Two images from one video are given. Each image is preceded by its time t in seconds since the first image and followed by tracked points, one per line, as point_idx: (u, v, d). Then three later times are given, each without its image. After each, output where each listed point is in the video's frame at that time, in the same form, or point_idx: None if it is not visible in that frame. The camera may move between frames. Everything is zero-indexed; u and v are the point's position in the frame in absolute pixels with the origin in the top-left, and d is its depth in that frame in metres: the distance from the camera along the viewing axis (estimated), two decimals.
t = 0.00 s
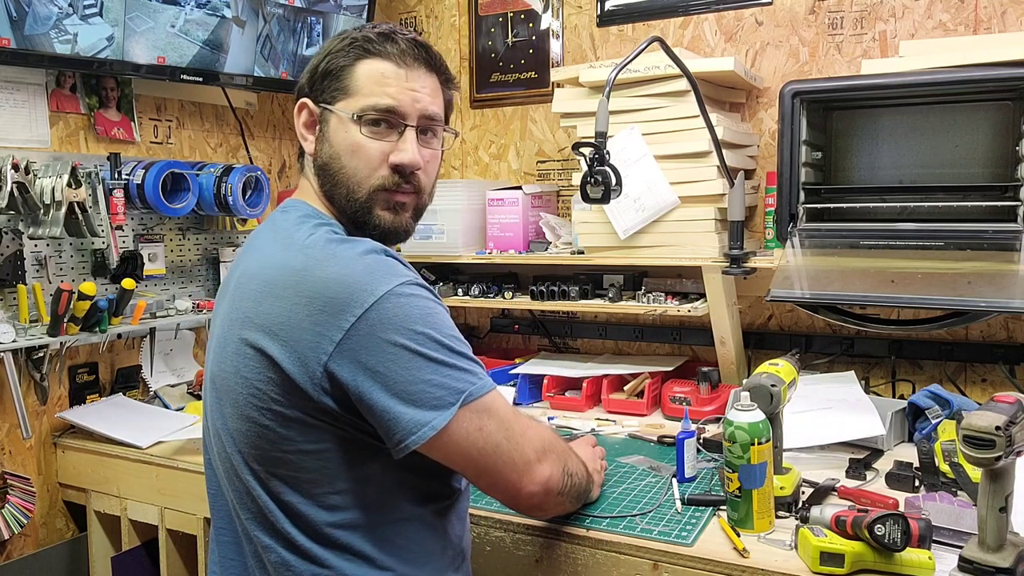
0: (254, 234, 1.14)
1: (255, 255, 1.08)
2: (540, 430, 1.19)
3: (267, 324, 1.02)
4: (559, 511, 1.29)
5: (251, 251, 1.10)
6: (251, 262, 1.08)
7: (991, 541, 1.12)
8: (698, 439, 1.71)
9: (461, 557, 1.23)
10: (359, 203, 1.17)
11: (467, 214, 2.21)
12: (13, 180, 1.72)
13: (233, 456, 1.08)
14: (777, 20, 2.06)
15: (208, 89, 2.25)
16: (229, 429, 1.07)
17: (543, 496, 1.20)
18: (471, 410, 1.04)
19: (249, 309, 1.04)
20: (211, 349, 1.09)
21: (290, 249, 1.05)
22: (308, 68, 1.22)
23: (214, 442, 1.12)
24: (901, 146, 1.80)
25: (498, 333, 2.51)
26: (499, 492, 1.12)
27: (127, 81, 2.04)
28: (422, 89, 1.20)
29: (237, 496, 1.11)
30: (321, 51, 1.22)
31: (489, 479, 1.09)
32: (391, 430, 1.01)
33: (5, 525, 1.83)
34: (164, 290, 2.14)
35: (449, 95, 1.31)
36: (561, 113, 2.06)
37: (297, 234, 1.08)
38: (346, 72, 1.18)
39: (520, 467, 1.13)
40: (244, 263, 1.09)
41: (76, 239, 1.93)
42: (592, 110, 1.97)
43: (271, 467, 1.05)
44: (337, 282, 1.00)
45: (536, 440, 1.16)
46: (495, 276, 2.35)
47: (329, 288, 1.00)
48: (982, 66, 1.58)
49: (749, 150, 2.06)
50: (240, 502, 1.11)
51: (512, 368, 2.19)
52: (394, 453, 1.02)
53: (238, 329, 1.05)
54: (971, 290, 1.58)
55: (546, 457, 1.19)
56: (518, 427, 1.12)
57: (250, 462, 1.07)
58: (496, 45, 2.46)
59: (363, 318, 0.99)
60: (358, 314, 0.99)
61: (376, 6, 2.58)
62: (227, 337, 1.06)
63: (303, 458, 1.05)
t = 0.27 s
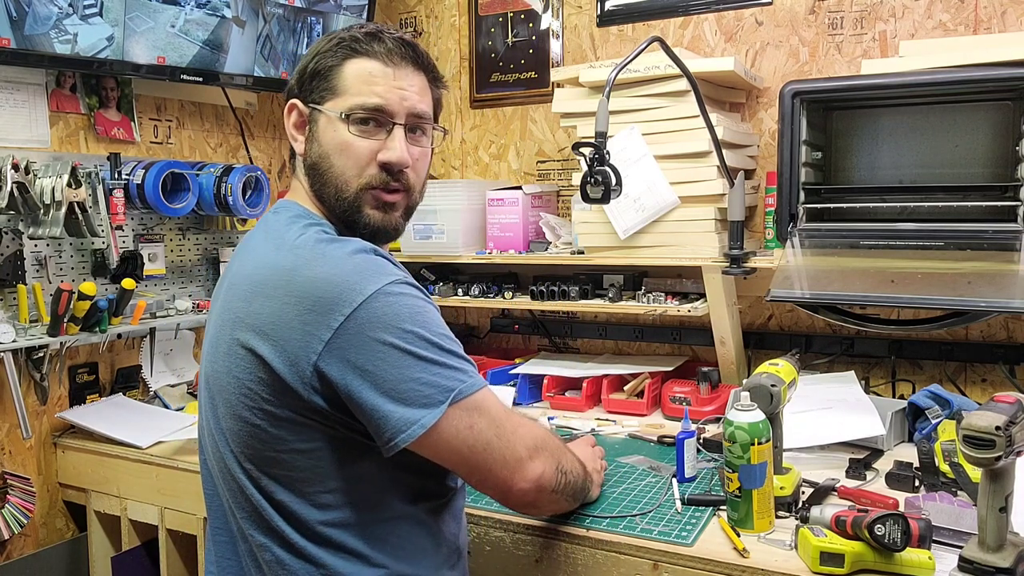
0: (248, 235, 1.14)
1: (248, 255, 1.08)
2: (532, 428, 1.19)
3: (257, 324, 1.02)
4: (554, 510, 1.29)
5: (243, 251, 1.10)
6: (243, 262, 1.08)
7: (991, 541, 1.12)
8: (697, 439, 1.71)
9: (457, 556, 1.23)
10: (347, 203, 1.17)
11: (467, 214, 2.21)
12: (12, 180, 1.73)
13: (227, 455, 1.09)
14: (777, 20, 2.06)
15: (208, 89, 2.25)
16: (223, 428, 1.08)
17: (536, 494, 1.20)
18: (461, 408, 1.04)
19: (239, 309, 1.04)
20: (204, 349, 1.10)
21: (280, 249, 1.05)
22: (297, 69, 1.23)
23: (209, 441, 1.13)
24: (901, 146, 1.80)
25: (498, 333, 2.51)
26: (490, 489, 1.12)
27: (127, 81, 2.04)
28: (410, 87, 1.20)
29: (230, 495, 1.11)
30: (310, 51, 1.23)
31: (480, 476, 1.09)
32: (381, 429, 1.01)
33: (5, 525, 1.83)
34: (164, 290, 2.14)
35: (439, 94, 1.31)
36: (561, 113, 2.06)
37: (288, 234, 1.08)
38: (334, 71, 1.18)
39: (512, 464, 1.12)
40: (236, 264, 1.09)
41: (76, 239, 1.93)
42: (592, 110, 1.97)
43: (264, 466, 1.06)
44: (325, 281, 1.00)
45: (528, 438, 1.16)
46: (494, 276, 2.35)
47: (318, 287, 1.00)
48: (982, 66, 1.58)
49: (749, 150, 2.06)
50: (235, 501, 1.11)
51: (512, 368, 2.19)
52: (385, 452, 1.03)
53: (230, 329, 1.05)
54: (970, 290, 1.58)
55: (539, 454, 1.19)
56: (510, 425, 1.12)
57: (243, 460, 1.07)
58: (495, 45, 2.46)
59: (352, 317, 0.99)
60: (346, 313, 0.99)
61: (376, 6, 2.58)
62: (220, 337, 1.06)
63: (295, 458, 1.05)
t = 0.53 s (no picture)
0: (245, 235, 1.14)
1: (245, 255, 1.08)
2: (528, 428, 1.19)
3: (253, 325, 1.02)
4: (551, 509, 1.29)
5: (240, 252, 1.10)
6: (239, 263, 1.08)
7: (991, 541, 1.12)
8: (697, 439, 1.71)
9: (455, 555, 1.23)
10: (345, 203, 1.17)
11: (467, 214, 2.21)
12: (12, 180, 1.73)
13: (224, 456, 1.09)
14: (777, 20, 2.06)
15: (208, 89, 2.25)
16: (220, 427, 1.08)
17: (532, 494, 1.20)
18: (456, 409, 1.04)
19: (235, 310, 1.04)
20: (201, 349, 1.10)
21: (277, 250, 1.05)
22: (294, 70, 1.23)
23: (207, 440, 1.13)
24: (901, 146, 1.80)
25: (498, 333, 2.51)
26: (487, 489, 1.12)
27: (127, 81, 2.04)
28: (408, 88, 1.20)
29: (226, 495, 1.11)
30: (306, 53, 1.23)
31: (476, 476, 1.09)
32: (376, 429, 1.01)
33: (4, 525, 1.83)
34: (164, 290, 2.14)
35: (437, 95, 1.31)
36: (561, 113, 2.06)
37: (285, 234, 1.08)
38: (331, 72, 1.18)
39: (508, 465, 1.12)
40: (234, 264, 1.10)
41: (76, 239, 1.93)
42: (592, 110, 1.97)
43: (259, 466, 1.06)
44: (320, 282, 1.00)
45: (524, 438, 1.16)
46: (494, 276, 2.35)
47: (313, 288, 1.00)
48: (982, 66, 1.58)
49: (749, 150, 2.06)
50: (232, 501, 1.11)
51: (512, 368, 2.19)
52: (380, 452, 1.03)
53: (226, 330, 1.05)
54: (970, 290, 1.58)
55: (535, 455, 1.19)
56: (506, 426, 1.12)
57: (240, 460, 1.07)
58: (495, 45, 2.46)
59: (347, 318, 0.99)
60: (342, 314, 0.99)
61: (376, 6, 2.58)
62: (217, 338, 1.07)
63: (290, 458, 1.05)
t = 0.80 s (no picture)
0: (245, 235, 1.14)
1: (245, 255, 1.08)
2: (528, 428, 1.19)
3: (253, 325, 1.02)
4: (551, 509, 1.29)
5: (240, 252, 1.10)
6: (239, 263, 1.08)
7: (991, 541, 1.12)
8: (697, 439, 1.71)
9: (454, 555, 1.23)
10: (346, 202, 1.17)
11: (468, 215, 2.21)
12: (12, 180, 1.73)
13: (224, 455, 1.09)
14: (777, 20, 2.06)
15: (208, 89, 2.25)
16: (220, 427, 1.08)
17: (531, 494, 1.20)
18: (456, 409, 1.04)
19: (235, 310, 1.04)
20: (201, 349, 1.10)
21: (277, 250, 1.05)
22: (294, 70, 1.23)
23: (206, 440, 1.13)
24: (901, 146, 1.80)
25: (498, 333, 2.51)
26: (486, 489, 1.12)
27: (127, 81, 2.04)
28: (408, 88, 1.20)
29: (226, 494, 1.11)
30: (306, 53, 1.23)
31: (475, 476, 1.09)
32: (376, 429, 1.01)
33: (4, 525, 1.83)
34: (164, 290, 2.14)
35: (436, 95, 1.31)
36: (561, 113, 2.06)
37: (285, 234, 1.08)
38: (331, 72, 1.18)
39: (507, 464, 1.12)
40: (234, 264, 1.10)
41: (76, 239, 1.93)
42: (592, 110, 1.97)
43: (259, 466, 1.06)
44: (320, 281, 1.00)
45: (524, 438, 1.16)
46: (494, 276, 2.35)
47: (313, 288, 1.00)
48: (982, 66, 1.58)
49: (749, 150, 2.06)
50: (231, 501, 1.11)
51: (512, 368, 2.19)
52: (379, 452, 1.03)
53: (226, 330, 1.05)
54: (971, 290, 1.58)
55: (535, 455, 1.19)
56: (505, 426, 1.12)
57: (240, 460, 1.07)
58: (495, 45, 2.46)
59: (347, 317, 0.99)
60: (341, 314, 0.99)
61: (376, 6, 2.59)
62: (217, 337, 1.07)
63: (289, 457, 1.05)
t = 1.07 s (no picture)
0: (243, 235, 1.14)
1: (244, 255, 1.08)
2: (529, 426, 1.19)
3: (254, 324, 1.02)
4: (551, 508, 1.29)
5: (239, 252, 1.10)
6: (239, 263, 1.08)
7: (990, 541, 1.12)
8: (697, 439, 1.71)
9: (454, 556, 1.23)
10: (345, 202, 1.17)
11: (468, 215, 2.21)
12: (12, 180, 1.73)
13: (224, 456, 1.08)
14: (777, 20, 2.06)
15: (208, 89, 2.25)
16: (220, 427, 1.07)
17: (533, 493, 1.20)
18: (458, 407, 1.04)
19: (235, 310, 1.04)
20: (200, 349, 1.10)
21: (277, 249, 1.05)
22: (293, 70, 1.23)
23: (206, 441, 1.13)
24: (901, 146, 1.80)
25: (498, 333, 2.51)
26: (487, 488, 1.12)
27: (127, 81, 2.04)
28: (408, 88, 1.20)
29: (226, 495, 1.11)
30: (305, 54, 1.23)
31: (477, 476, 1.09)
32: (378, 428, 1.01)
33: (5, 525, 1.83)
34: (164, 290, 2.14)
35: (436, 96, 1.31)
36: (561, 113, 2.06)
37: (285, 234, 1.08)
38: (331, 72, 1.18)
39: (509, 463, 1.12)
40: (233, 264, 1.09)
41: (76, 239, 1.93)
42: (591, 110, 1.97)
43: (260, 466, 1.06)
44: (321, 280, 1.00)
45: (525, 437, 1.16)
46: (494, 276, 2.36)
47: (314, 287, 1.00)
48: (983, 66, 1.58)
49: (749, 150, 2.06)
50: (231, 502, 1.11)
51: (512, 369, 2.19)
52: (381, 451, 1.03)
53: (226, 330, 1.05)
54: (971, 290, 1.58)
55: (537, 453, 1.19)
56: (507, 425, 1.12)
57: (241, 460, 1.07)
58: (495, 45, 2.46)
59: (348, 316, 0.99)
60: (343, 313, 0.99)
61: (376, 6, 2.59)
62: (217, 338, 1.06)
63: (291, 457, 1.05)
